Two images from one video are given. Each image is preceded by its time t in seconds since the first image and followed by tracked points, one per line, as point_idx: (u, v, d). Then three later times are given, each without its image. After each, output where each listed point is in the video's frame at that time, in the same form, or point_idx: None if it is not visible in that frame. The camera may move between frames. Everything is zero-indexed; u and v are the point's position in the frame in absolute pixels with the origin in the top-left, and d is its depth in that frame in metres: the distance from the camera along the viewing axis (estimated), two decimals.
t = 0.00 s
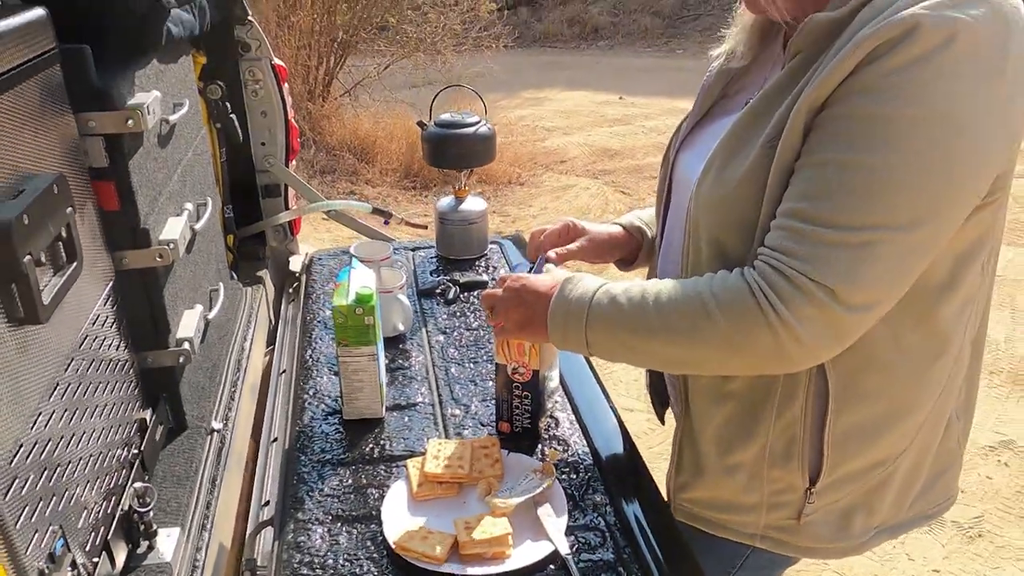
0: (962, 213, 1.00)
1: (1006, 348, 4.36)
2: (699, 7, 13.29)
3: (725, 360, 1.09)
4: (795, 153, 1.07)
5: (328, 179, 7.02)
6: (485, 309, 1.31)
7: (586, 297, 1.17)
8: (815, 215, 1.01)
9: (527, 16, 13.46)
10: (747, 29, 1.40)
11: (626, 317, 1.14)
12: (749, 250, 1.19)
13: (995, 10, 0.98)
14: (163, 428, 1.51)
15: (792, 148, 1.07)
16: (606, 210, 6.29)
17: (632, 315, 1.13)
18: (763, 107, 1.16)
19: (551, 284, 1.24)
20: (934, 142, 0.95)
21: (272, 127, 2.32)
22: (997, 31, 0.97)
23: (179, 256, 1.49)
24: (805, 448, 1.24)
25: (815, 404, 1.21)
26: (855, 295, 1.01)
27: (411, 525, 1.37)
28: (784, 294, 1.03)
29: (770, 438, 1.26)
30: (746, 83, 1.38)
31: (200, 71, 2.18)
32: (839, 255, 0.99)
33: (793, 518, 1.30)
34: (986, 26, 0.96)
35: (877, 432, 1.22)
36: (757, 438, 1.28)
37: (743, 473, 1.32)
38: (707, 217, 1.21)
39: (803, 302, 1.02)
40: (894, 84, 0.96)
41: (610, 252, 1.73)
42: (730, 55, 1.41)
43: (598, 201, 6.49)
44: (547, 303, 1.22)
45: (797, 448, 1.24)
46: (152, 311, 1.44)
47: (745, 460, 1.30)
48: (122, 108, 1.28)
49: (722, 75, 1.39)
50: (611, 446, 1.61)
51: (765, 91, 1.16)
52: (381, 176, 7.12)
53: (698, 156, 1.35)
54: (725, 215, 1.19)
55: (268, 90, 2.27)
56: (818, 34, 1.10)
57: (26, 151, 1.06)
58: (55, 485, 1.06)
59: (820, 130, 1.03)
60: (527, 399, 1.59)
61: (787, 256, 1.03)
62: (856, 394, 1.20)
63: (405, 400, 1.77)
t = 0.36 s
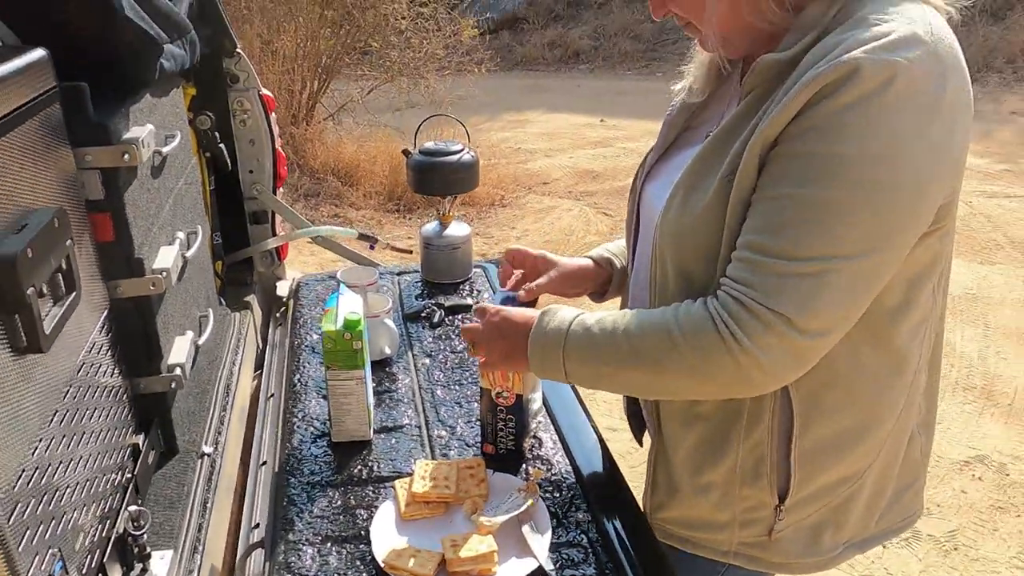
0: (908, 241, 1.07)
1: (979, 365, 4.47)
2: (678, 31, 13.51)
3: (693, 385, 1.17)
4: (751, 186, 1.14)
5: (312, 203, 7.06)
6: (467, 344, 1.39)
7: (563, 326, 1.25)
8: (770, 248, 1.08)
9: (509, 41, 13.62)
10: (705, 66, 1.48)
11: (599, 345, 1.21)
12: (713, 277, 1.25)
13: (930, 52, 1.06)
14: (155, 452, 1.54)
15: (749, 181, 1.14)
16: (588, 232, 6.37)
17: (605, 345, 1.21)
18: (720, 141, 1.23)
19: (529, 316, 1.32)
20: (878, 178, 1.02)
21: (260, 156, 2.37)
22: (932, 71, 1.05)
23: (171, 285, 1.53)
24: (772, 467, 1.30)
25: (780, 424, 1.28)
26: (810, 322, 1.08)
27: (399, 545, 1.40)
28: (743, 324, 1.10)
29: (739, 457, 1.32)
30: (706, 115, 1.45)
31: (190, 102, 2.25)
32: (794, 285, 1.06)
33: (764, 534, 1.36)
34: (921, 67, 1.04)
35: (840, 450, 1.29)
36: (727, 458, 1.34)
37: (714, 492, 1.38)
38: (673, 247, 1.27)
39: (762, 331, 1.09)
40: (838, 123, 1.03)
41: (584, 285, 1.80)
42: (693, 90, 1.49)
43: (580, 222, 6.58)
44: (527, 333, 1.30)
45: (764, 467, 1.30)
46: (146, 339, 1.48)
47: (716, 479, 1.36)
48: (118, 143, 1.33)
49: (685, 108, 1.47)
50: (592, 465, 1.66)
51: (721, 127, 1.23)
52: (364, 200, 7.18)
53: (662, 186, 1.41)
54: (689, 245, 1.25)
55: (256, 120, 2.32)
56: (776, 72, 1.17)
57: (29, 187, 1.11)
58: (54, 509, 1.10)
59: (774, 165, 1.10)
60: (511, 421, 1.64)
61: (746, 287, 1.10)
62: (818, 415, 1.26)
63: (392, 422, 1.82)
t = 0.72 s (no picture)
0: (871, 262, 1.13)
1: (960, 378, 4.54)
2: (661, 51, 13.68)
3: (677, 410, 1.21)
4: (720, 213, 1.20)
5: (301, 223, 7.08)
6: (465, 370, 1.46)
7: (552, 355, 1.30)
8: (740, 273, 1.13)
9: (495, 61, 13.75)
10: (677, 95, 1.55)
11: (586, 373, 1.26)
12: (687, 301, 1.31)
13: (883, 80, 1.13)
14: (151, 471, 1.56)
15: (717, 208, 1.20)
16: (575, 250, 6.43)
17: (592, 373, 1.26)
18: (690, 170, 1.29)
19: (524, 344, 1.38)
20: (839, 203, 1.09)
21: (252, 177, 2.40)
22: (886, 99, 1.12)
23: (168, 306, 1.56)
24: (750, 483, 1.35)
25: (756, 441, 1.33)
26: (784, 345, 1.12)
27: (392, 559, 1.43)
28: (721, 348, 1.15)
29: (716, 473, 1.37)
30: (680, 142, 1.51)
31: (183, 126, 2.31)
32: (765, 307, 1.11)
33: (745, 549, 1.40)
34: (875, 95, 1.11)
35: (814, 465, 1.34)
36: (706, 475, 1.39)
37: (696, 508, 1.42)
38: (650, 272, 1.33)
39: (739, 354, 1.14)
40: (798, 151, 1.10)
41: (571, 308, 1.85)
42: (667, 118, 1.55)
43: (567, 240, 6.64)
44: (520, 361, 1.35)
45: (742, 483, 1.35)
46: (142, 360, 1.51)
47: (696, 495, 1.41)
48: (117, 168, 1.37)
49: (660, 136, 1.53)
50: (580, 478, 1.69)
51: (691, 156, 1.29)
52: (352, 219, 7.21)
53: (639, 212, 1.47)
54: (663, 270, 1.31)
55: (247, 143, 2.36)
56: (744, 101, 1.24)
57: (33, 214, 1.14)
58: (56, 526, 1.12)
59: (741, 193, 1.16)
60: (502, 437, 1.67)
61: (722, 313, 1.14)
62: (791, 431, 1.31)
63: (384, 440, 1.85)
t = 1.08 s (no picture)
0: (846, 288, 1.18)
1: (944, 392, 4.61)
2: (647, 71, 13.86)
3: (665, 435, 1.26)
4: (701, 242, 1.25)
5: (290, 243, 7.11)
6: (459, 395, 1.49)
7: (544, 380, 1.35)
8: (722, 301, 1.18)
9: (483, 82, 13.89)
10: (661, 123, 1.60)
11: (577, 399, 1.31)
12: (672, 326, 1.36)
13: (853, 112, 1.19)
14: (149, 493, 1.58)
15: (698, 238, 1.25)
16: (564, 268, 6.49)
17: (582, 399, 1.31)
18: (672, 200, 1.34)
19: (516, 368, 1.42)
20: (814, 232, 1.14)
21: (246, 202, 2.44)
22: (857, 131, 1.17)
23: (166, 330, 1.59)
24: (736, 502, 1.39)
25: (740, 461, 1.37)
26: (765, 373, 1.17)
27: None
28: (706, 376, 1.20)
29: (704, 492, 1.41)
30: (664, 169, 1.56)
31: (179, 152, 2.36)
32: (746, 333, 1.16)
33: (733, 566, 1.43)
34: (845, 128, 1.17)
35: (798, 485, 1.38)
36: (693, 495, 1.43)
37: (684, 527, 1.46)
38: (635, 299, 1.37)
39: (723, 380, 1.18)
40: (773, 184, 1.15)
41: (562, 327, 1.89)
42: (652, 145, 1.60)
43: (556, 259, 6.69)
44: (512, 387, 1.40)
45: (729, 502, 1.39)
46: (142, 383, 1.54)
47: (683, 515, 1.45)
48: (119, 197, 1.40)
49: (645, 163, 1.59)
50: (571, 494, 1.73)
51: (672, 187, 1.34)
52: (342, 239, 7.24)
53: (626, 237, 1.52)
54: (648, 296, 1.36)
55: (242, 167, 2.40)
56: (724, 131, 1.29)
57: (40, 242, 1.18)
58: (59, 546, 1.15)
59: (720, 223, 1.21)
60: (495, 455, 1.71)
61: (705, 342, 1.19)
62: (774, 452, 1.36)
63: (378, 459, 1.87)
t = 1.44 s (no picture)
0: (833, 307, 1.20)
1: (933, 406, 4.65)
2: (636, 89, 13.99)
3: (647, 448, 1.27)
4: (693, 261, 1.27)
5: (281, 261, 7.10)
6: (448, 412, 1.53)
7: (530, 390, 1.37)
8: (711, 318, 1.19)
9: (472, 100, 13.98)
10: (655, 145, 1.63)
11: (562, 409, 1.32)
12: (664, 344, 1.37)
13: (843, 135, 1.21)
14: (145, 515, 1.57)
15: (690, 256, 1.27)
16: (555, 285, 6.51)
17: (568, 410, 1.32)
18: (665, 220, 1.36)
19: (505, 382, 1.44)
20: (804, 252, 1.16)
21: (240, 222, 2.44)
22: (847, 154, 1.20)
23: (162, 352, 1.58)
24: (732, 521, 1.39)
25: (736, 480, 1.38)
26: (748, 388, 1.19)
27: None
28: (688, 390, 1.21)
29: (700, 511, 1.42)
30: (658, 191, 1.58)
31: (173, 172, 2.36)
32: (735, 350, 1.18)
33: None
34: (835, 149, 1.19)
35: (791, 503, 1.38)
36: (690, 515, 1.44)
37: (680, 545, 1.47)
38: (629, 317, 1.39)
39: (706, 395, 1.20)
40: (763, 204, 1.17)
41: (554, 344, 1.90)
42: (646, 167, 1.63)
43: (547, 275, 6.71)
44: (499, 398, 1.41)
45: (724, 520, 1.40)
46: (137, 404, 1.53)
47: (679, 534, 1.46)
48: (115, 219, 1.41)
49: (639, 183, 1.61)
50: (567, 512, 1.73)
51: (664, 208, 1.37)
52: (332, 257, 7.24)
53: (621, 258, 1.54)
54: (642, 316, 1.37)
55: (236, 188, 2.40)
56: (715, 154, 1.32)
57: (39, 264, 1.18)
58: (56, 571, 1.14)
59: (711, 240, 1.22)
60: (491, 474, 1.71)
61: (690, 356, 1.21)
62: (769, 471, 1.36)
63: (374, 479, 1.87)
